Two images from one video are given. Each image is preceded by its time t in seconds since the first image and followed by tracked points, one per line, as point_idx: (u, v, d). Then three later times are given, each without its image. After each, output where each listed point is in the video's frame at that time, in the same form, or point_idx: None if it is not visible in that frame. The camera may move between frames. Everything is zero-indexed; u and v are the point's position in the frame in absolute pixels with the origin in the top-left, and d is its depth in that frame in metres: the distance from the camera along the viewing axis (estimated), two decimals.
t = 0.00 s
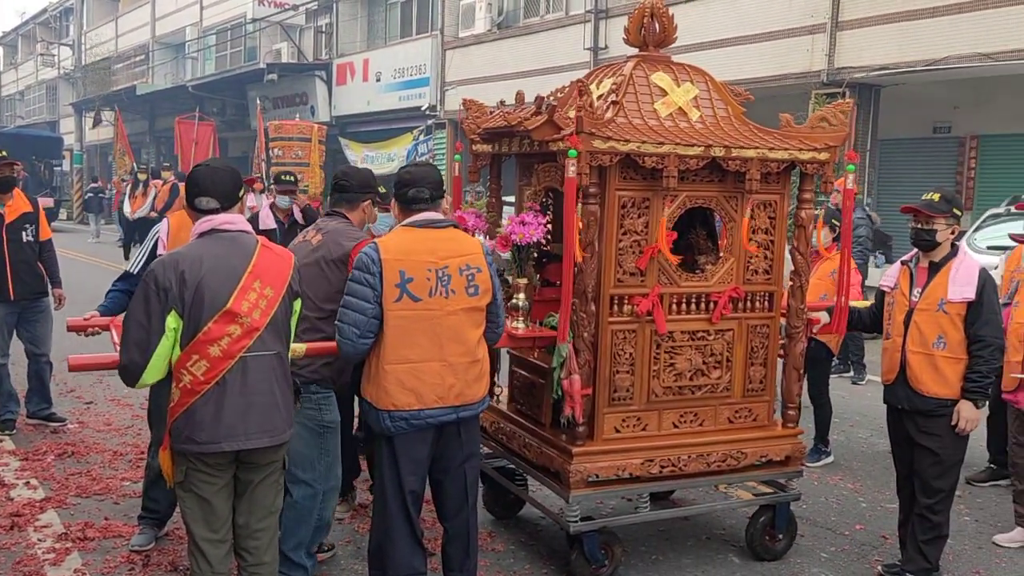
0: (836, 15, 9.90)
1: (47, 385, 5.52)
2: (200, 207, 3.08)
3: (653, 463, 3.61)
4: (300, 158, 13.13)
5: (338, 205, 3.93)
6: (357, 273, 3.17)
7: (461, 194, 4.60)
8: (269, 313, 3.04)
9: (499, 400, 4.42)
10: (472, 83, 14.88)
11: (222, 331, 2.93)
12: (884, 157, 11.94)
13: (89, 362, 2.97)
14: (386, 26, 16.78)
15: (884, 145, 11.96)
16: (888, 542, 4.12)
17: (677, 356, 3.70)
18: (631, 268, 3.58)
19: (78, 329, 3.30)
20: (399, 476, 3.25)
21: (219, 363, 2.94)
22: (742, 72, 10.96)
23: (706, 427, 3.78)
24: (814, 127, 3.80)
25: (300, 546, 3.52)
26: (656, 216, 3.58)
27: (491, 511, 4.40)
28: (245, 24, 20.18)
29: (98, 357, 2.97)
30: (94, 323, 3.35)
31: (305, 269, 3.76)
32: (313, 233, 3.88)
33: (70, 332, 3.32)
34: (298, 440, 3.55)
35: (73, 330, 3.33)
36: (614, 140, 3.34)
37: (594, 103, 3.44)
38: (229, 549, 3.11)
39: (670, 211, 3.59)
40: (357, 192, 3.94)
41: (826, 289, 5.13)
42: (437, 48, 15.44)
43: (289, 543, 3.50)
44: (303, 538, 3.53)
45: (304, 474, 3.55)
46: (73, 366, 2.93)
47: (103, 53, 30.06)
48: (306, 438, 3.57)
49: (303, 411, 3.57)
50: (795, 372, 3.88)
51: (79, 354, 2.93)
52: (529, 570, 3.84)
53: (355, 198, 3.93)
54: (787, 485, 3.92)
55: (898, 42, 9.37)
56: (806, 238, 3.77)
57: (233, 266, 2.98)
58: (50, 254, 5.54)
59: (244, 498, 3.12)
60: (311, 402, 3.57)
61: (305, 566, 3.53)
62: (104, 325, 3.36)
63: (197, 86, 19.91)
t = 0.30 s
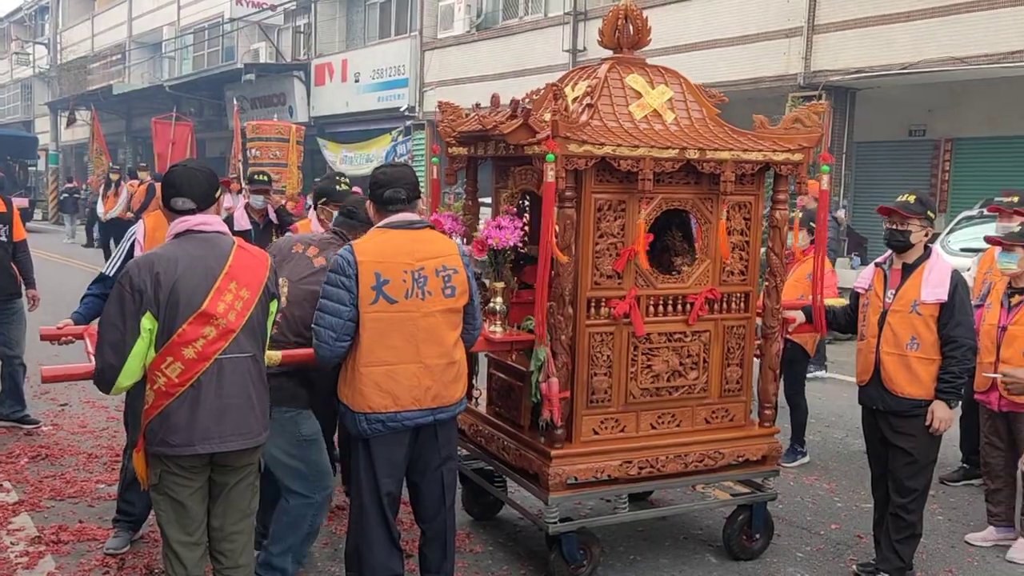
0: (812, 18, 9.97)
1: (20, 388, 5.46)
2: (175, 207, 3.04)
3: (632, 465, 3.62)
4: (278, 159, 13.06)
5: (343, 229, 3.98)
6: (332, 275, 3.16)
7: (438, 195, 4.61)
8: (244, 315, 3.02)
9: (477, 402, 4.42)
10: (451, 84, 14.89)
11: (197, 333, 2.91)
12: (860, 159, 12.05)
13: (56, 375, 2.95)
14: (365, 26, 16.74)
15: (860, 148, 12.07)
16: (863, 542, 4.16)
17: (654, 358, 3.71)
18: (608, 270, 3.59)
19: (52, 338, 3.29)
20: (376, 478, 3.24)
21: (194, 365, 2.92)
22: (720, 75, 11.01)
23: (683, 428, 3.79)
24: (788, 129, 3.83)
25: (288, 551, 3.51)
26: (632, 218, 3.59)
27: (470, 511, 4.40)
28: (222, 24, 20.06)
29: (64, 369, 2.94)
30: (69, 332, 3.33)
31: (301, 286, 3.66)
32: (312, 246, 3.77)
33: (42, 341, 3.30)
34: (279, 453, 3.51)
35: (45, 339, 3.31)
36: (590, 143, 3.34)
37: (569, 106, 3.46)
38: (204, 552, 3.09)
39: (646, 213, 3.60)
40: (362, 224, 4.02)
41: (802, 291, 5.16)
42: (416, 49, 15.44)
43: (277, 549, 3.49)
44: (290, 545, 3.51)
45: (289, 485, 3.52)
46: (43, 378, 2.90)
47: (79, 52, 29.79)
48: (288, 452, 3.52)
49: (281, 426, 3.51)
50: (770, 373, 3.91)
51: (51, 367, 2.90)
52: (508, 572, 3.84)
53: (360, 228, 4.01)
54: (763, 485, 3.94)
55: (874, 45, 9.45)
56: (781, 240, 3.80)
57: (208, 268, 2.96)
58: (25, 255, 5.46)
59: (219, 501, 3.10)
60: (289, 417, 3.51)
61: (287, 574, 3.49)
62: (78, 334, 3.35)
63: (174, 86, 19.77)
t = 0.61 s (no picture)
0: (796, 21, 10.01)
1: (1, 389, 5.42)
2: (157, 207, 3.01)
3: (617, 465, 3.62)
4: (263, 159, 13.02)
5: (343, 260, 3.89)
6: (317, 276, 3.13)
7: (424, 196, 4.60)
8: (227, 316, 3.00)
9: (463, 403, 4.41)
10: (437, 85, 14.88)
11: (179, 334, 2.89)
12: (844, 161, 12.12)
13: (41, 375, 2.91)
14: (350, 26, 16.71)
15: (844, 149, 12.13)
16: (846, 542, 4.18)
17: (639, 358, 3.71)
18: (594, 271, 3.59)
19: (32, 338, 3.23)
20: (360, 479, 3.23)
21: (176, 366, 2.90)
22: (705, 76, 11.05)
23: (668, 429, 3.79)
24: (772, 131, 3.84)
25: (283, 553, 3.50)
26: (618, 219, 3.59)
27: (454, 513, 4.40)
28: (206, 23, 19.97)
29: (47, 371, 2.90)
30: (49, 332, 3.28)
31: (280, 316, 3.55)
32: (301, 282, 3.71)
33: (24, 341, 3.24)
34: (261, 470, 3.46)
35: (26, 339, 3.25)
36: (576, 143, 3.34)
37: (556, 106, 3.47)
38: (188, 554, 3.08)
39: (632, 213, 3.61)
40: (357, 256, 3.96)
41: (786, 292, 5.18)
42: (401, 50, 15.43)
43: (273, 551, 3.49)
44: (285, 548, 3.51)
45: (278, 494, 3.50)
46: (26, 379, 2.87)
47: (62, 52, 29.61)
48: (271, 467, 3.46)
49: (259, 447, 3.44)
50: (754, 373, 3.92)
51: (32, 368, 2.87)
52: (493, 573, 3.84)
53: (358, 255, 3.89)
54: (747, 485, 3.95)
55: (857, 48, 9.50)
56: (766, 241, 3.80)
57: (191, 269, 2.94)
58: (6, 256, 5.41)
59: (202, 503, 3.08)
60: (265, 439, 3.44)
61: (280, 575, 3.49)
62: (59, 335, 3.30)
63: (158, 86, 19.67)
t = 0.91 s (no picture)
0: (785, 23, 10.05)
1: None
2: (144, 207, 2.99)
3: (605, 466, 3.63)
4: (252, 159, 12.99)
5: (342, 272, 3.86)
6: (305, 276, 3.10)
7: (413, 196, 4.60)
8: (214, 316, 2.99)
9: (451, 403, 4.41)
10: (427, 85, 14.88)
11: (166, 334, 2.88)
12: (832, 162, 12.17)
13: (26, 365, 2.93)
14: (340, 26, 16.69)
15: (832, 150, 12.18)
16: (834, 542, 4.19)
17: (628, 359, 3.71)
18: (583, 271, 3.59)
19: (19, 331, 3.25)
20: (349, 480, 3.21)
21: (164, 366, 2.89)
22: (694, 78, 11.08)
23: (656, 430, 3.80)
24: (761, 133, 3.85)
25: (272, 551, 3.47)
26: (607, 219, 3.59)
27: (443, 514, 4.39)
28: (196, 23, 19.92)
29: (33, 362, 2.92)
30: (36, 327, 3.29)
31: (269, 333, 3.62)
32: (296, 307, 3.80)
33: (11, 335, 3.26)
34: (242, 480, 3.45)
35: (13, 332, 3.28)
36: (566, 143, 3.34)
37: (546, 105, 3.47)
38: (175, 556, 3.06)
39: (620, 214, 3.61)
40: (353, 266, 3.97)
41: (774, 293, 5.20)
42: (391, 50, 15.42)
43: (261, 550, 3.45)
44: (275, 546, 3.48)
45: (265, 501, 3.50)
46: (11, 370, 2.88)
47: (49, 51, 29.47)
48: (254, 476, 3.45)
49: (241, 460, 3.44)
50: (742, 374, 3.93)
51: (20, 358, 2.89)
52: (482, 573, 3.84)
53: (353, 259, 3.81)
54: (735, 485, 3.96)
55: (845, 50, 9.55)
56: (754, 242, 3.81)
57: (177, 269, 2.92)
58: None
59: (190, 504, 3.07)
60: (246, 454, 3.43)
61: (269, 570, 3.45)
62: (46, 329, 3.31)
63: (147, 86, 19.60)
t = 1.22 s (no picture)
0: (776, 23, 10.08)
1: None
2: (134, 206, 2.97)
3: (597, 466, 3.62)
4: (243, 159, 12.96)
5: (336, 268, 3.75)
6: (298, 276, 3.08)
7: (404, 195, 4.60)
8: (205, 314, 2.98)
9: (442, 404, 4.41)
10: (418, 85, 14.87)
11: (157, 333, 2.87)
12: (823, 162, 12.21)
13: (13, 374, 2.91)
14: (331, 26, 16.65)
15: (823, 150, 12.22)
16: (825, 541, 4.21)
17: (619, 359, 3.71)
18: (574, 271, 3.59)
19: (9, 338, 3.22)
20: (340, 480, 3.19)
21: (155, 366, 2.87)
22: (685, 78, 11.10)
23: (647, 429, 3.80)
24: (750, 132, 3.85)
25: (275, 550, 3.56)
26: (598, 219, 3.59)
27: (435, 514, 4.39)
28: (186, 23, 19.86)
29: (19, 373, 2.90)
30: (26, 332, 3.26)
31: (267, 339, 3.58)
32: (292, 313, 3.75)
33: None
34: (244, 484, 3.50)
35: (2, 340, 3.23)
36: (556, 143, 3.34)
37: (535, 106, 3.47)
38: (166, 557, 3.05)
39: (611, 214, 3.61)
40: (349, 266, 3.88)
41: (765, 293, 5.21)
42: (383, 50, 15.41)
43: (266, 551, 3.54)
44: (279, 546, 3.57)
45: (266, 502, 3.55)
46: None
47: (39, 50, 29.34)
48: (256, 481, 3.49)
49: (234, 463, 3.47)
50: (733, 374, 3.93)
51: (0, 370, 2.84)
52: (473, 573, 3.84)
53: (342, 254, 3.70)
54: (726, 485, 3.96)
55: (836, 50, 9.58)
56: (744, 242, 3.82)
57: (167, 268, 2.91)
58: None
59: (181, 505, 3.06)
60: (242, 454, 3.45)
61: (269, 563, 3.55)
62: (36, 334, 3.28)
63: (137, 85, 19.53)
